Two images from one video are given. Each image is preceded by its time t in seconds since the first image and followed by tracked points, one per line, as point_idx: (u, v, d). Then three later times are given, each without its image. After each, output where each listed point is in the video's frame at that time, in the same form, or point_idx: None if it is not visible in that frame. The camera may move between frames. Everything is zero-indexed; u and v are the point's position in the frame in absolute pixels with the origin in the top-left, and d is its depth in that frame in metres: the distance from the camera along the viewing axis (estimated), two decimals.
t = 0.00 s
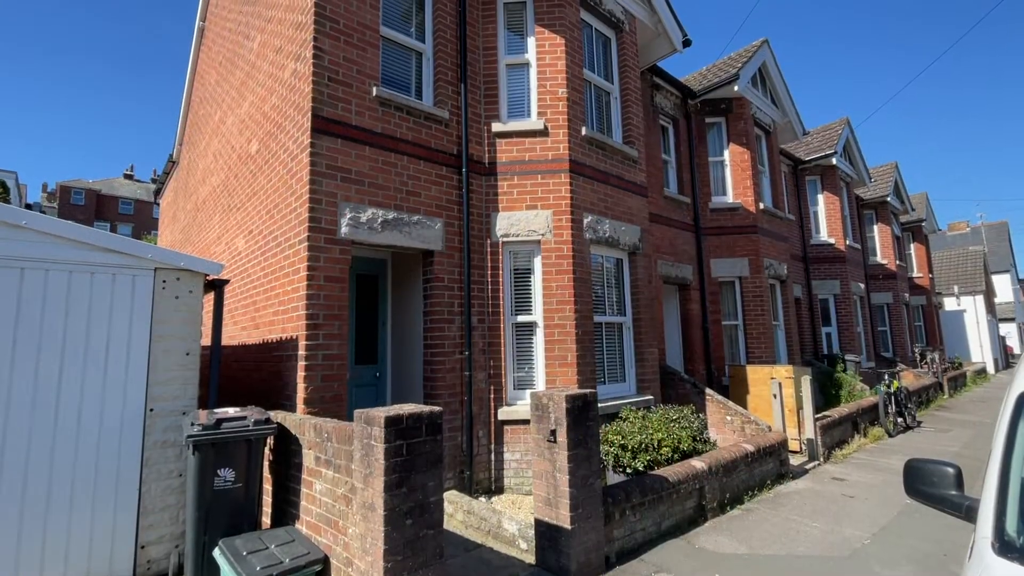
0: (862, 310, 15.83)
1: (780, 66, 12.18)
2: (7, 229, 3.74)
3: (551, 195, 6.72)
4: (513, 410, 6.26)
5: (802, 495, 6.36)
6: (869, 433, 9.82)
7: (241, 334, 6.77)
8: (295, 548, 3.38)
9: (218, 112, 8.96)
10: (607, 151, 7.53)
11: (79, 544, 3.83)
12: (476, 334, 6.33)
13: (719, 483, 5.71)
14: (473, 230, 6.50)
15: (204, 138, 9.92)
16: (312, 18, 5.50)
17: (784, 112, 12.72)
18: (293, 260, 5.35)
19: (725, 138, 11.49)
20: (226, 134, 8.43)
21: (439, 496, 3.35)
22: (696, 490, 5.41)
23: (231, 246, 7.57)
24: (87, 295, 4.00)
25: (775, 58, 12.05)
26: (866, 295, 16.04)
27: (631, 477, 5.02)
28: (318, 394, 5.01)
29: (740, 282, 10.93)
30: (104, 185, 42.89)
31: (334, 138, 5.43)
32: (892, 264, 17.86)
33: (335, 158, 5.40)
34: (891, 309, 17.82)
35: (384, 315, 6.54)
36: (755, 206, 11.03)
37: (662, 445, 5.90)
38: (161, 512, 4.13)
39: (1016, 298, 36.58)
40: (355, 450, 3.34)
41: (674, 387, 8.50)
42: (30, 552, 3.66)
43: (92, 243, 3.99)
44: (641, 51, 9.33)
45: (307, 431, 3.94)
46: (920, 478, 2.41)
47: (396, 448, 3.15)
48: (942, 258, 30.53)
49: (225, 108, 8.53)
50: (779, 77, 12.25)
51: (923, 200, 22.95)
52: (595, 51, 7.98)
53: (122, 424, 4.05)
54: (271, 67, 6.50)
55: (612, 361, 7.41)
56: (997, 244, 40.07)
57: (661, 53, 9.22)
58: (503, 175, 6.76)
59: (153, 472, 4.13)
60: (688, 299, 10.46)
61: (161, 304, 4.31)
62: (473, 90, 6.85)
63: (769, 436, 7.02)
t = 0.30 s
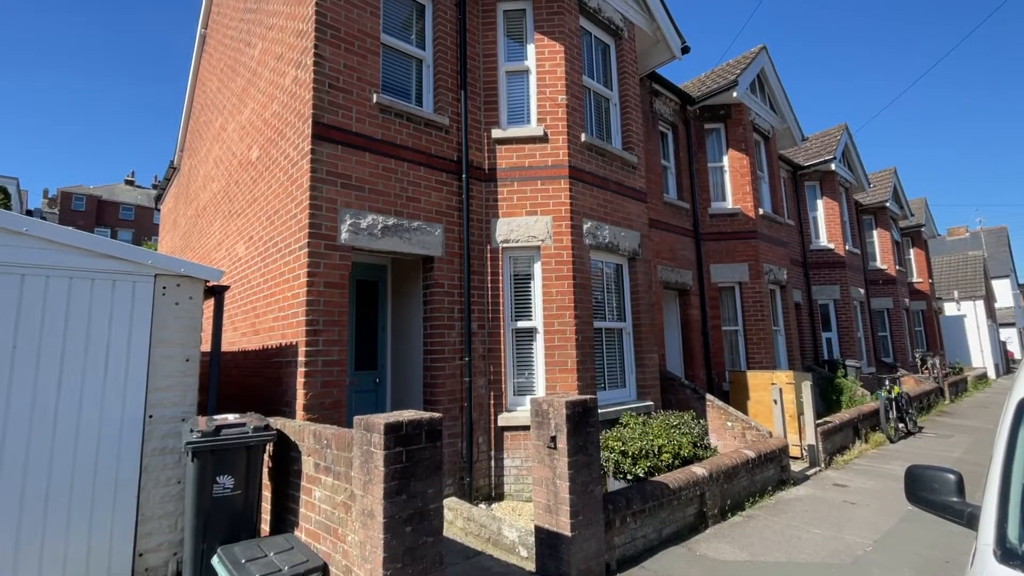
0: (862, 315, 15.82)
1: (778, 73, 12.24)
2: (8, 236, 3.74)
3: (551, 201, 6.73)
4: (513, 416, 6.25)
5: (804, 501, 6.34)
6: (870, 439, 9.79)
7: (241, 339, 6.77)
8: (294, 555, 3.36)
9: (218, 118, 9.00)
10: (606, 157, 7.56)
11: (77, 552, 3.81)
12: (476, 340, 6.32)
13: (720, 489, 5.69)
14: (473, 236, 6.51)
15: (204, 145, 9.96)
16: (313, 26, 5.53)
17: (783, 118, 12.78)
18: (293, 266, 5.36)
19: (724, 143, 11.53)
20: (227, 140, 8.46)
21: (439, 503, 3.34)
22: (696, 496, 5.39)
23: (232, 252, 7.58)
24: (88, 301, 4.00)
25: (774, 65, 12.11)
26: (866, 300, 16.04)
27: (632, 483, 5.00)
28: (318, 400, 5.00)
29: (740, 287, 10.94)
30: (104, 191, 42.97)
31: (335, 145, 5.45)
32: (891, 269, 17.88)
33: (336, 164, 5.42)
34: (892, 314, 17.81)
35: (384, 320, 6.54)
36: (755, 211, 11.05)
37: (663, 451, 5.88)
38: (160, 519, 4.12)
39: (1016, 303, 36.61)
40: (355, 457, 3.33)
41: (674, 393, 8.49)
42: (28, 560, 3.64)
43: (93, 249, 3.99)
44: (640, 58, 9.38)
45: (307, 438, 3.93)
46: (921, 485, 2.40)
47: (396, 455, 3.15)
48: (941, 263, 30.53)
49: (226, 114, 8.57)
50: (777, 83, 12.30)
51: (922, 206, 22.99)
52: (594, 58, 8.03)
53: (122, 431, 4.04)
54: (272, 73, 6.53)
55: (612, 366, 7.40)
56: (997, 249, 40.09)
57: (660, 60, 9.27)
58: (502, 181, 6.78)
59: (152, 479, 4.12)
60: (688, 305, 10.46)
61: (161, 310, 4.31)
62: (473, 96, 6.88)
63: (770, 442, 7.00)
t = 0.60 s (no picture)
0: (862, 322, 15.80)
1: (776, 81, 12.31)
2: (10, 245, 3.75)
3: (551, 209, 6.75)
4: (514, 425, 6.22)
5: (806, 510, 6.30)
6: (872, 446, 9.74)
7: (241, 348, 6.76)
8: (292, 565, 3.33)
9: (220, 128, 9.06)
10: (606, 165, 7.59)
11: (73, 564, 3.78)
12: (476, 348, 6.31)
13: (721, 498, 5.65)
14: (473, 244, 6.53)
15: (206, 154, 10.01)
16: (314, 37, 5.58)
17: (781, 126, 12.84)
18: (293, 275, 5.37)
19: (723, 151, 11.58)
20: (228, 149, 8.50)
21: (439, 513, 3.31)
22: (698, 505, 5.35)
23: (232, 260, 7.59)
24: (88, 310, 4.00)
25: (772, 73, 12.18)
26: (866, 307, 16.02)
27: (634, 493, 4.97)
28: (318, 409, 4.98)
29: (740, 294, 10.93)
30: (105, 200, 43.08)
31: (336, 154, 5.47)
32: (891, 276, 17.88)
33: (337, 173, 5.44)
34: (892, 321, 17.78)
35: (384, 328, 6.54)
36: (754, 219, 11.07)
37: (664, 460, 5.85)
38: (158, 530, 4.09)
39: (1016, 310, 36.61)
40: (354, 467, 3.32)
41: (675, 401, 8.46)
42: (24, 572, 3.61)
43: (93, 258, 4.00)
44: (639, 67, 9.45)
45: (306, 447, 3.91)
46: (923, 495, 2.39)
47: (396, 464, 3.13)
48: (941, 270, 30.52)
49: (227, 124, 8.62)
50: (775, 91, 12.37)
51: (922, 213, 23.02)
52: (593, 68, 8.08)
53: (120, 440, 4.02)
54: (274, 83, 6.57)
55: (612, 374, 7.39)
56: (996, 256, 40.11)
57: (659, 69, 9.33)
58: (502, 190, 6.80)
59: (149, 489, 4.10)
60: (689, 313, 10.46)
61: (162, 319, 4.30)
62: (473, 106, 6.92)
63: (771, 450, 6.97)
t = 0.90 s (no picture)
0: (863, 331, 15.78)
1: (774, 92, 12.39)
2: (12, 258, 3.77)
3: (551, 220, 6.77)
4: (514, 436, 6.18)
5: (810, 522, 6.23)
6: (876, 456, 9.69)
7: (241, 359, 6.75)
8: None
9: (222, 140, 9.12)
10: (605, 176, 7.63)
11: None
12: (477, 359, 6.30)
13: (724, 510, 5.61)
14: (473, 255, 6.54)
15: (208, 165, 10.07)
16: (316, 51, 5.64)
17: (780, 137, 12.91)
18: (294, 286, 5.37)
19: (722, 162, 11.64)
20: (230, 160, 8.55)
21: (439, 526, 3.29)
22: (700, 517, 5.31)
23: (233, 271, 7.61)
24: (89, 322, 4.00)
25: (769, 85, 12.28)
26: (867, 315, 16.00)
27: (636, 505, 4.93)
28: (318, 421, 4.96)
29: (740, 304, 10.92)
30: (107, 210, 43.24)
31: (337, 166, 5.50)
32: (891, 285, 17.87)
33: (338, 185, 5.47)
34: (893, 330, 17.75)
35: (384, 339, 6.54)
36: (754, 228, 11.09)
37: (666, 471, 5.80)
38: (156, 545, 4.05)
39: (1017, 319, 36.55)
40: (354, 480, 3.30)
41: (677, 411, 8.42)
42: None
43: (95, 270, 4.01)
44: (638, 79, 9.53)
45: (306, 460, 3.89)
46: (928, 507, 2.37)
47: (396, 477, 3.12)
48: (942, 279, 30.49)
49: (229, 136, 8.69)
50: (773, 102, 12.45)
51: (921, 222, 23.07)
52: (592, 80, 8.15)
53: (120, 453, 4.01)
54: (276, 96, 6.62)
55: (613, 385, 7.37)
56: (996, 264, 40.10)
57: (657, 80, 9.41)
58: (503, 201, 6.83)
59: (148, 503, 4.07)
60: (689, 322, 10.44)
61: (162, 331, 4.30)
62: (473, 118, 6.98)
63: (774, 461, 6.93)
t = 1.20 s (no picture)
0: (865, 341, 15.74)
1: (772, 104, 12.49)
2: (15, 273, 3.78)
3: (551, 233, 6.79)
4: (516, 450, 6.14)
5: (815, 536, 6.16)
6: (880, 469, 9.62)
7: (242, 372, 6.74)
8: None
9: (225, 154, 9.20)
10: (605, 188, 7.67)
11: None
12: (478, 372, 6.29)
13: (727, 524, 5.55)
14: (474, 268, 6.56)
15: (210, 179, 10.15)
16: (319, 67, 5.71)
17: (778, 148, 12.99)
18: (295, 300, 5.38)
19: (721, 173, 11.71)
20: (232, 174, 8.61)
21: (440, 543, 3.25)
22: (704, 532, 5.26)
23: (234, 284, 7.63)
24: (90, 337, 4.00)
25: (767, 97, 12.39)
26: (869, 326, 15.97)
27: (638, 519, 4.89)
28: (318, 435, 4.94)
29: (741, 315, 10.91)
30: (109, 223, 43.48)
31: (339, 180, 5.54)
32: (892, 295, 17.86)
33: (340, 199, 5.51)
34: (895, 340, 17.71)
35: (385, 351, 6.55)
36: (754, 239, 11.11)
37: (668, 485, 5.77)
38: (154, 562, 4.01)
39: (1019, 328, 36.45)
40: (355, 496, 3.29)
41: (679, 423, 8.37)
42: None
43: (97, 285, 4.02)
44: (637, 92, 9.62)
45: (307, 474, 3.87)
46: (934, 523, 2.35)
47: (396, 493, 3.10)
48: (942, 288, 30.48)
49: (232, 150, 8.76)
50: (771, 114, 12.54)
51: (921, 232, 23.11)
52: (591, 93, 8.22)
53: (119, 469, 3.99)
54: (279, 111, 6.68)
55: (615, 398, 7.34)
56: (997, 273, 40.10)
57: (656, 94, 9.50)
58: (503, 214, 6.86)
59: (147, 519, 4.04)
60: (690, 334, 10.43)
61: (164, 345, 4.30)
62: (474, 132, 7.04)
63: (777, 474, 6.88)
